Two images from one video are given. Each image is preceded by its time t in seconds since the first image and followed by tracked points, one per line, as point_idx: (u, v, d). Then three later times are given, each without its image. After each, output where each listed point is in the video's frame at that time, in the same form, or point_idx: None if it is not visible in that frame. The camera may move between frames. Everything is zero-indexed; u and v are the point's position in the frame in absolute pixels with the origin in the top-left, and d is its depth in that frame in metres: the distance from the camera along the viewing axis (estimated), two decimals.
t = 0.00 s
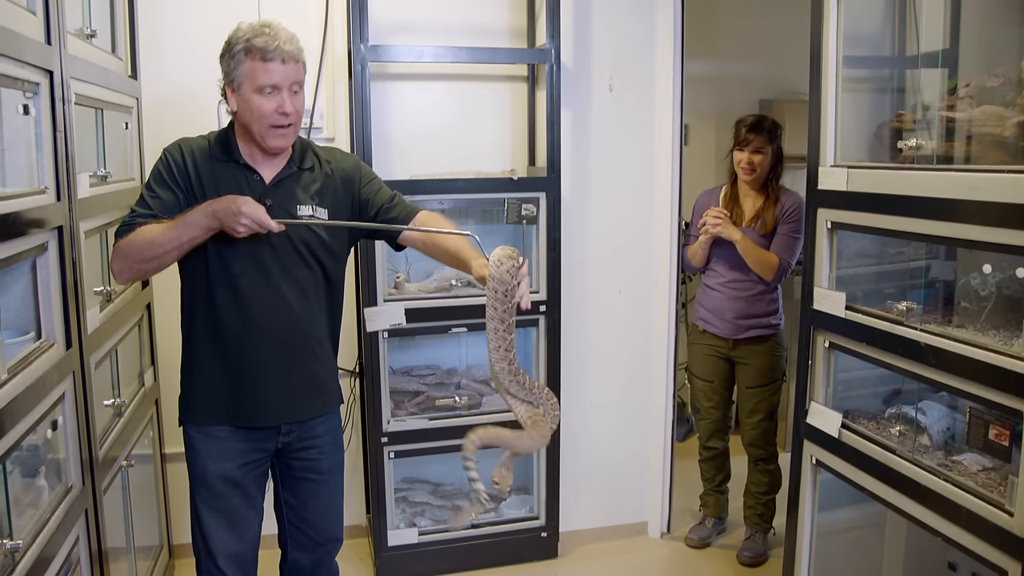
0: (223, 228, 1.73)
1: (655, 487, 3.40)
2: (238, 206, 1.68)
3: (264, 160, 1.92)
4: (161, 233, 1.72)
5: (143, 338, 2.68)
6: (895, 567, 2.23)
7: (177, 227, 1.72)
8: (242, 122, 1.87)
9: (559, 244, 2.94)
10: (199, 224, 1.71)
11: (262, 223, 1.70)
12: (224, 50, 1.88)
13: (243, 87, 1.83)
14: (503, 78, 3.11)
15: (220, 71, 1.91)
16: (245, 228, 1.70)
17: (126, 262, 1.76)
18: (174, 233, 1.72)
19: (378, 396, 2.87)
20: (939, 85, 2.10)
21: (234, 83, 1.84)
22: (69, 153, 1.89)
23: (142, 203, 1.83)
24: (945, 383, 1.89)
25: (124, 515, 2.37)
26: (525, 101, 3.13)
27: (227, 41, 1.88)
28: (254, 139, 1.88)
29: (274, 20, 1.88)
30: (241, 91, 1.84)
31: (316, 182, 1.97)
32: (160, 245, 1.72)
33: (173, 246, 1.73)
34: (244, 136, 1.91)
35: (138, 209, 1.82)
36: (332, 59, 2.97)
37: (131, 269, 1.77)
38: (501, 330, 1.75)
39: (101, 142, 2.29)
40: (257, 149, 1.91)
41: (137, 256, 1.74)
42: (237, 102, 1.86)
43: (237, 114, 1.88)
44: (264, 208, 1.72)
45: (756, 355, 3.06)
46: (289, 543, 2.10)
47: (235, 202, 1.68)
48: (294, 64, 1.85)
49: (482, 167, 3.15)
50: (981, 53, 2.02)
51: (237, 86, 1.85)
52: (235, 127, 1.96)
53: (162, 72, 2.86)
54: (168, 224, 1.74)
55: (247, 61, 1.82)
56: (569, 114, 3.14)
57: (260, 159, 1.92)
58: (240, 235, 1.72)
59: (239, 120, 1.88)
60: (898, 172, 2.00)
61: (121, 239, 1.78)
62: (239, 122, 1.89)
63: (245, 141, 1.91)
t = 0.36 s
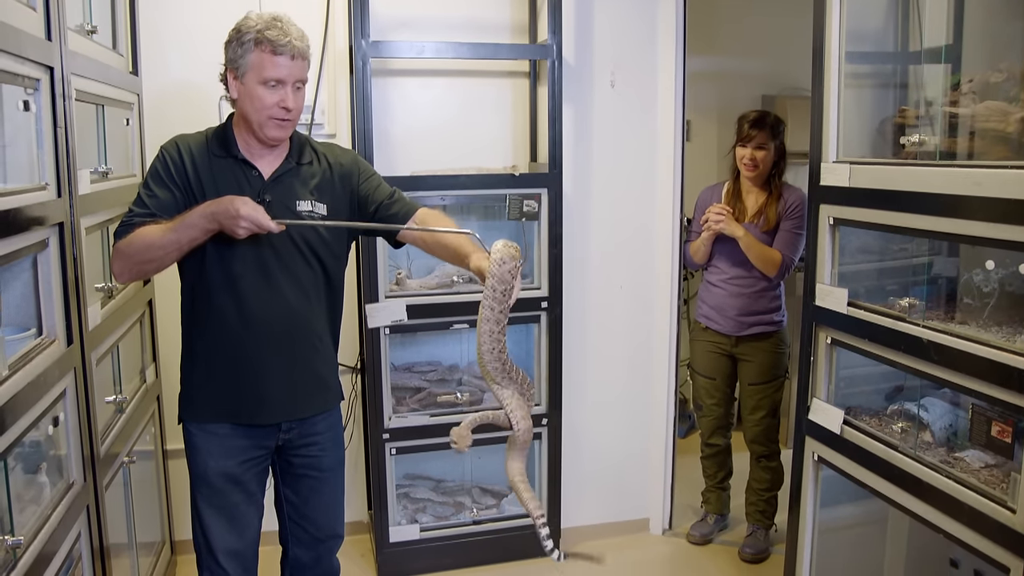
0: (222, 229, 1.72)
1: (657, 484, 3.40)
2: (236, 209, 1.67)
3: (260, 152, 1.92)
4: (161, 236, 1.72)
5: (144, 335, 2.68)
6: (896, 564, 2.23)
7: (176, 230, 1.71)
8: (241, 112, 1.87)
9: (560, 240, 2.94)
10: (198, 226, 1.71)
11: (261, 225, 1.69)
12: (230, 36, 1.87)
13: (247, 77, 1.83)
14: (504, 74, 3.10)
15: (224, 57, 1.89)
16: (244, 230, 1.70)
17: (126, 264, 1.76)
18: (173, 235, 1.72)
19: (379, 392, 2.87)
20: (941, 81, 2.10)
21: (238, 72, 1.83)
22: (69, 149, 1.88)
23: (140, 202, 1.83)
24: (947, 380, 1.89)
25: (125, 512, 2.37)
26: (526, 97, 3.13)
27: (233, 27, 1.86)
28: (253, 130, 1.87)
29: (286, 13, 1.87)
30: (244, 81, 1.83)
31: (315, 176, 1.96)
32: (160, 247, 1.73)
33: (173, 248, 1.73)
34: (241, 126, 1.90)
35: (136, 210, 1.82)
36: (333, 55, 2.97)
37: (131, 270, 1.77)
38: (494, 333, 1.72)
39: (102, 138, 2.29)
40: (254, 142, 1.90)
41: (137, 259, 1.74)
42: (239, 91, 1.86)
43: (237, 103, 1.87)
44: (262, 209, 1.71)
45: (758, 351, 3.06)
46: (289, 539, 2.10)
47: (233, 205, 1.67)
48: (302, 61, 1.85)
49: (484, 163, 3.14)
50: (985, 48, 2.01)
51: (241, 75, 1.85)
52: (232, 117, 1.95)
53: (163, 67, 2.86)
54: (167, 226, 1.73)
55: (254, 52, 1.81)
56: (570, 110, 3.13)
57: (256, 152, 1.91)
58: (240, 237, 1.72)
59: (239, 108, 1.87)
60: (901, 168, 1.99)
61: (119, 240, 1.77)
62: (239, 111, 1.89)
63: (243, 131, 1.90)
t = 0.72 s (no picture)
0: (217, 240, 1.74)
1: (657, 481, 3.39)
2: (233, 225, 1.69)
3: (255, 149, 1.90)
4: (157, 245, 1.74)
5: (143, 332, 2.67)
6: (897, 561, 2.22)
7: (172, 241, 1.73)
8: (235, 109, 1.86)
9: (560, 237, 2.93)
10: (193, 237, 1.73)
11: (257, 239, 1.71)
12: (220, 34, 1.86)
13: (240, 74, 1.82)
14: (504, 70, 3.09)
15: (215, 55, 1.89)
16: (240, 243, 1.72)
17: (121, 269, 1.78)
18: (169, 245, 1.74)
19: (379, 389, 2.87)
20: (942, 77, 2.10)
21: (230, 69, 1.83)
22: (66, 145, 1.88)
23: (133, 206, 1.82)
24: (948, 376, 1.88)
25: (124, 509, 2.37)
26: (526, 93, 3.12)
27: (223, 24, 1.85)
28: (247, 127, 1.86)
29: (276, 9, 1.87)
30: (237, 78, 1.83)
31: (310, 172, 1.96)
32: (156, 256, 1.74)
33: (170, 257, 1.75)
34: (235, 124, 1.89)
35: (129, 215, 1.81)
36: (332, 51, 2.96)
37: (126, 274, 1.79)
38: (484, 338, 1.76)
39: (100, 135, 2.28)
40: (248, 139, 1.89)
41: (133, 265, 1.76)
42: (231, 88, 1.85)
43: (231, 101, 1.87)
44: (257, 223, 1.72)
45: (758, 348, 3.05)
46: (289, 536, 2.10)
47: (229, 221, 1.69)
48: (294, 56, 1.84)
49: (484, 159, 3.13)
50: (986, 43, 2.00)
51: (233, 72, 1.84)
52: (225, 114, 1.94)
53: (161, 64, 2.85)
54: (162, 234, 1.75)
55: (245, 49, 1.81)
56: (570, 106, 3.12)
57: (251, 150, 1.90)
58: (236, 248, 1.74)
59: (232, 106, 1.86)
60: (901, 164, 1.98)
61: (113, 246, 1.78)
62: (232, 109, 1.88)
63: (236, 128, 1.89)
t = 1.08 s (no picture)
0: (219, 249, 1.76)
1: (660, 480, 3.39)
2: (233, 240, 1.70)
3: (254, 149, 1.90)
4: (159, 254, 1.76)
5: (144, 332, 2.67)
6: (900, 561, 2.22)
7: (174, 251, 1.75)
8: (233, 107, 1.85)
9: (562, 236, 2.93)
10: (195, 247, 1.75)
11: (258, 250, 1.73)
12: (213, 35, 1.87)
13: (236, 71, 1.82)
14: (505, 69, 3.08)
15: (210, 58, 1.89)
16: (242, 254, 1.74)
17: (124, 274, 1.80)
18: (171, 255, 1.76)
19: (380, 389, 2.86)
20: (946, 75, 2.09)
21: (226, 66, 1.83)
22: (67, 146, 1.87)
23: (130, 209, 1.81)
24: (952, 376, 1.87)
25: (126, 510, 2.36)
26: (527, 92, 3.11)
27: (217, 24, 1.86)
28: (246, 124, 1.85)
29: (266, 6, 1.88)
30: (233, 75, 1.83)
31: (310, 171, 1.95)
32: (159, 264, 1.77)
33: (172, 265, 1.77)
34: (234, 124, 1.88)
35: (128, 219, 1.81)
36: (333, 50, 2.95)
37: (128, 279, 1.81)
38: (494, 332, 1.71)
39: (100, 135, 2.28)
40: (247, 137, 1.88)
41: (135, 271, 1.79)
42: (229, 87, 1.85)
43: (228, 100, 1.86)
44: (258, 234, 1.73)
45: (767, 352, 3.05)
46: (290, 536, 2.09)
47: (229, 235, 1.70)
48: (288, 48, 1.85)
49: (485, 158, 3.13)
50: (989, 41, 1.99)
51: (230, 70, 1.84)
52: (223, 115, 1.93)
53: (162, 64, 2.85)
54: (164, 243, 1.77)
55: (240, 44, 1.81)
56: (571, 105, 3.11)
57: (251, 148, 1.89)
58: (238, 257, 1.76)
59: (231, 105, 1.86)
60: (904, 162, 1.98)
61: (114, 251, 1.79)
62: (230, 109, 1.88)
63: (235, 127, 1.88)
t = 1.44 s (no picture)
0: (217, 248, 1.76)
1: (660, 474, 3.40)
2: (231, 237, 1.70)
3: (252, 142, 1.89)
4: (158, 250, 1.76)
5: (145, 327, 2.67)
6: (901, 556, 2.21)
7: (173, 247, 1.75)
8: (231, 101, 1.85)
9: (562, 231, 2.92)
10: (194, 245, 1.74)
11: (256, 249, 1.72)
12: (212, 27, 1.85)
13: (235, 65, 1.81)
14: (506, 64, 3.07)
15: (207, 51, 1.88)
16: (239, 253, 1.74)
17: (123, 271, 1.79)
18: (170, 251, 1.75)
19: (381, 384, 2.86)
20: (948, 69, 2.07)
21: (225, 60, 1.82)
22: (66, 140, 1.87)
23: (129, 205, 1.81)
24: (953, 371, 1.87)
25: (127, 504, 2.36)
26: (528, 86, 3.10)
27: (216, 18, 1.85)
28: (243, 119, 1.85)
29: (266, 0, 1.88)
30: (232, 69, 1.82)
31: (309, 164, 1.95)
32: (157, 261, 1.76)
33: (171, 262, 1.77)
34: (231, 118, 1.88)
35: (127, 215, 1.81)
36: (333, 44, 2.94)
37: (127, 275, 1.81)
38: (502, 320, 1.70)
39: (100, 129, 2.27)
40: (244, 131, 1.88)
41: (134, 268, 1.78)
42: (227, 81, 1.84)
43: (226, 93, 1.85)
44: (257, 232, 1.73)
45: (769, 351, 3.04)
46: (291, 531, 2.10)
47: (227, 232, 1.70)
48: (288, 44, 1.84)
49: (486, 152, 3.12)
50: (992, 34, 1.99)
51: (228, 64, 1.83)
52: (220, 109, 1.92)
53: (161, 58, 2.84)
54: (163, 240, 1.76)
55: (239, 38, 1.81)
56: (572, 99, 3.10)
57: (248, 143, 1.89)
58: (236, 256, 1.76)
59: (228, 99, 1.85)
60: (905, 156, 1.97)
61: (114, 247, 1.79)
62: (227, 103, 1.87)
63: (232, 121, 1.88)
